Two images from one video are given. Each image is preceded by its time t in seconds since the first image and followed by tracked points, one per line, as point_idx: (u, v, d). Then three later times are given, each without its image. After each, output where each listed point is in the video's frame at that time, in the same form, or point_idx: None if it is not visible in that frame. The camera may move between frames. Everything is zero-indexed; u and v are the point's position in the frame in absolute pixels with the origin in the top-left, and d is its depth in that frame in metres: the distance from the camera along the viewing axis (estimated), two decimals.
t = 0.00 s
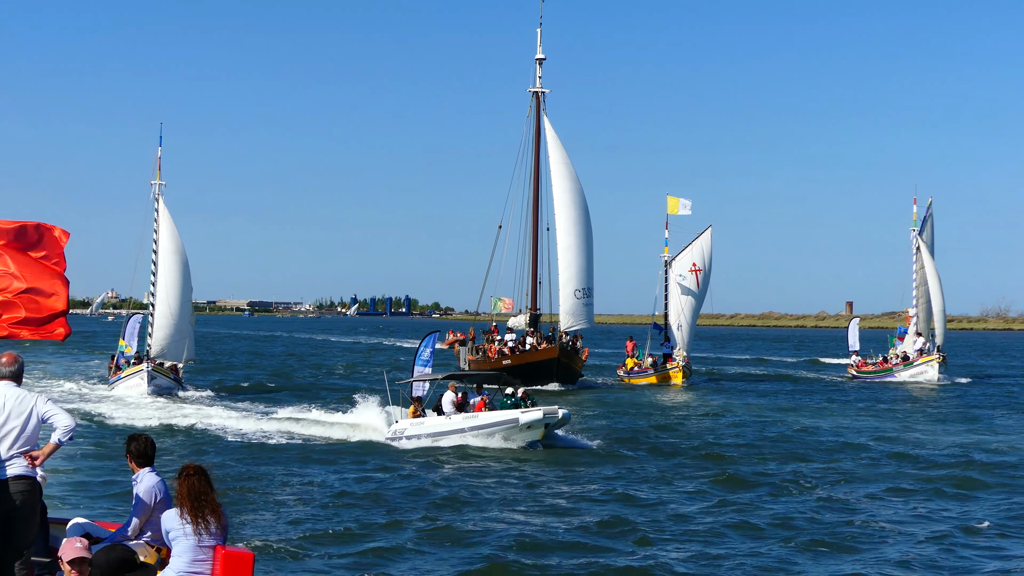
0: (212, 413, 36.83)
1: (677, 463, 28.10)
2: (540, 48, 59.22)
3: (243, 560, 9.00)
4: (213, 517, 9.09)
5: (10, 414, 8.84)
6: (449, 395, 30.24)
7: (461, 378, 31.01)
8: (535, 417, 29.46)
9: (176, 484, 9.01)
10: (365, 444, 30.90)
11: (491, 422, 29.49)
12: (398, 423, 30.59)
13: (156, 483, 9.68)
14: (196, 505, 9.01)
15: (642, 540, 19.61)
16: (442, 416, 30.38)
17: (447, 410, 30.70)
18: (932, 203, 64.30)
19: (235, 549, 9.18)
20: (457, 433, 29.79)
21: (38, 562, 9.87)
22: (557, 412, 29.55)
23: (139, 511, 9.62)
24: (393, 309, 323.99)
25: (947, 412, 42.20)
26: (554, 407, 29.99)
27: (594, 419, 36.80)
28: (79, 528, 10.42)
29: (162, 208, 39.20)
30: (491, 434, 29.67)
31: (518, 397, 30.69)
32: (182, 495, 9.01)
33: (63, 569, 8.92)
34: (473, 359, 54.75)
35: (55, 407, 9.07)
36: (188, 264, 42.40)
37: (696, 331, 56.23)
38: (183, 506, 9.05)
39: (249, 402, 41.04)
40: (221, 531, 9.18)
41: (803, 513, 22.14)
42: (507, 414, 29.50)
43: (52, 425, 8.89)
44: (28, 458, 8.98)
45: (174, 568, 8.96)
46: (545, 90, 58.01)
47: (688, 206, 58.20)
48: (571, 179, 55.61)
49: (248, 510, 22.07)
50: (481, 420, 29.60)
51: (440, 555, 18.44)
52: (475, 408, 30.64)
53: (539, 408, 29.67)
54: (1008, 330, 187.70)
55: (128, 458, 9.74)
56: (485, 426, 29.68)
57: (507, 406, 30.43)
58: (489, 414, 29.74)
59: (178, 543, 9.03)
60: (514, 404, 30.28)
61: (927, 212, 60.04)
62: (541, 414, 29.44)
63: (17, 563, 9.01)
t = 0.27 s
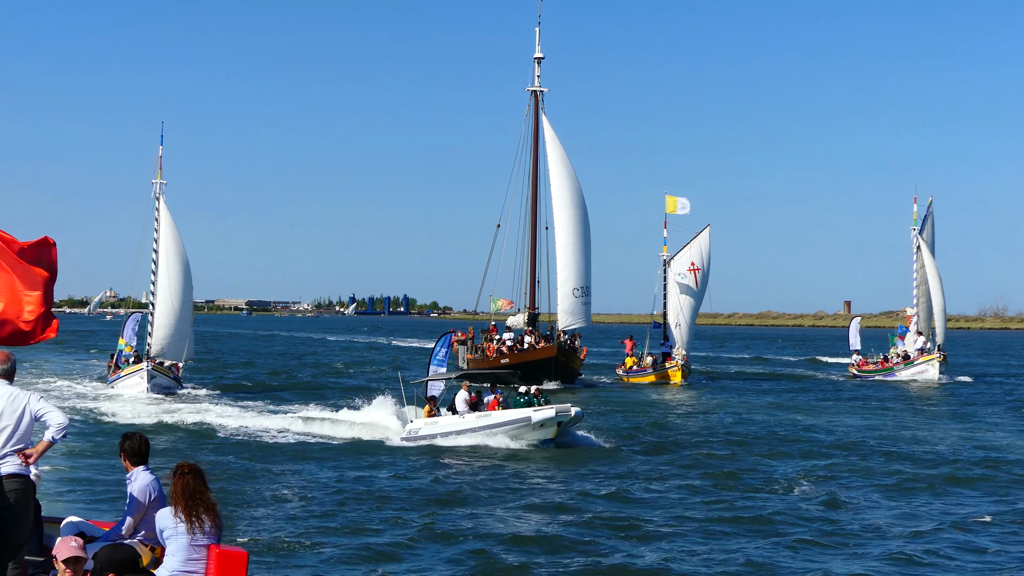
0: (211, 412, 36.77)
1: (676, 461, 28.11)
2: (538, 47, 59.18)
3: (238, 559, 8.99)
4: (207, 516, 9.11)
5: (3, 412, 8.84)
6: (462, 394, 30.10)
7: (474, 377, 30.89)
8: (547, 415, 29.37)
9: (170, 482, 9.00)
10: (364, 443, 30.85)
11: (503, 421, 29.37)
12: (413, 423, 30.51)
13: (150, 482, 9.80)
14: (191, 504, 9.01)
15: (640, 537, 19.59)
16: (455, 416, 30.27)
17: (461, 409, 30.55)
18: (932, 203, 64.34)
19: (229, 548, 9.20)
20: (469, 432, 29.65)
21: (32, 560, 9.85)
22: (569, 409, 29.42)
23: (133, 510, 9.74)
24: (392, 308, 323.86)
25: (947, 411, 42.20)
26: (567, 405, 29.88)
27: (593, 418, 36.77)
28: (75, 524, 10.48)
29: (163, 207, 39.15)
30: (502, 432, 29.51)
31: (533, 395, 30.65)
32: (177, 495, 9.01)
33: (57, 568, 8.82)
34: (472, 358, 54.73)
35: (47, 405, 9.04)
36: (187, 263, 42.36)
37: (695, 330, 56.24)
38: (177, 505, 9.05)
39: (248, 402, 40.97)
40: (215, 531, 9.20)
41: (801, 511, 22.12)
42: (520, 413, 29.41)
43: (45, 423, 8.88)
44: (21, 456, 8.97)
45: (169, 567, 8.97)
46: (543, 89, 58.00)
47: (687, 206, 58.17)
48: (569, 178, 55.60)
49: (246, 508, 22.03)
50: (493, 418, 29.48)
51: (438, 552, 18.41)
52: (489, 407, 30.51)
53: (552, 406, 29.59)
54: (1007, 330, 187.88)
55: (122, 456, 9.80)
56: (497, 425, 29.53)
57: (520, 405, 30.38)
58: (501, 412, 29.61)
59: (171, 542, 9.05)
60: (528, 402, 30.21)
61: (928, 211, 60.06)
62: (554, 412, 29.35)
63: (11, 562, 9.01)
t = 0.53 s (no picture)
0: (210, 412, 36.66)
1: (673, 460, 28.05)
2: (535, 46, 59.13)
3: (229, 559, 8.95)
4: (198, 516, 9.06)
5: None
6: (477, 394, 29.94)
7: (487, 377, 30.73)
8: (559, 414, 29.29)
9: (161, 482, 8.99)
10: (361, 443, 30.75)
11: (515, 420, 29.28)
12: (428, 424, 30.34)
13: (142, 482, 9.76)
14: (181, 505, 8.97)
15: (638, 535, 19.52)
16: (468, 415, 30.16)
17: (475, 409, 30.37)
18: (931, 202, 64.35)
19: (220, 548, 9.15)
20: (481, 432, 29.51)
21: (23, 561, 9.72)
22: (582, 408, 29.31)
23: (124, 510, 9.72)
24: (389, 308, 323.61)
25: (945, 410, 42.22)
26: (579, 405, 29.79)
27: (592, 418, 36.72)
28: (66, 526, 10.55)
29: (163, 207, 39.05)
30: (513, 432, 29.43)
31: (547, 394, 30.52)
32: (167, 496, 8.99)
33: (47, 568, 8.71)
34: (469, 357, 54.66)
35: (38, 405, 9.01)
36: (187, 263, 42.27)
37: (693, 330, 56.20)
38: (167, 506, 8.99)
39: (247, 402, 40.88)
40: (206, 530, 9.15)
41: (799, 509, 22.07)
42: (531, 412, 29.35)
43: (36, 424, 8.86)
44: (12, 456, 8.93)
45: (160, 568, 8.90)
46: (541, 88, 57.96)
47: (685, 205, 58.14)
48: (567, 177, 55.57)
49: (243, 507, 21.94)
50: (505, 418, 29.40)
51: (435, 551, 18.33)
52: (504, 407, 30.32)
53: (564, 405, 29.51)
54: (1003, 329, 188.14)
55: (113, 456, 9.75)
56: (509, 425, 29.45)
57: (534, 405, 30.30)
58: (514, 412, 29.53)
59: (163, 542, 8.99)
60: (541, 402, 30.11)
61: (927, 210, 60.08)
62: (566, 411, 29.28)
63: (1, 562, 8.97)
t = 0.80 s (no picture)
0: (207, 412, 36.59)
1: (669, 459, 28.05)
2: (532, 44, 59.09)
3: (219, 559, 8.88)
4: (188, 515, 9.04)
5: None
6: (489, 393, 29.75)
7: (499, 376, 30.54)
8: (570, 414, 29.08)
9: (150, 483, 9.03)
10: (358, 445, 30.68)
11: (526, 421, 29.02)
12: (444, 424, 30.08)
13: (133, 481, 9.74)
14: (170, 504, 8.98)
15: (633, 542, 19.52)
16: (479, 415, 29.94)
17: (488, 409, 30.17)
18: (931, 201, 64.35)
19: (212, 547, 9.11)
20: (492, 432, 29.25)
21: (15, 560, 9.62)
22: (593, 408, 29.17)
23: (116, 509, 9.70)
24: (386, 307, 323.43)
25: (943, 409, 42.23)
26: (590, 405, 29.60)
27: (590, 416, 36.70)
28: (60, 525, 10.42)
29: (161, 205, 38.95)
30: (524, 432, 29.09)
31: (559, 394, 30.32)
32: (156, 496, 9.01)
33: (36, 568, 8.69)
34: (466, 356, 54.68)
35: (28, 404, 9.06)
36: (185, 262, 42.18)
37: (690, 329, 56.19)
38: (156, 505, 8.98)
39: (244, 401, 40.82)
40: (197, 529, 9.12)
41: (795, 513, 22.08)
42: (542, 412, 29.14)
43: (25, 421, 8.93)
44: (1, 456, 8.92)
45: (151, 567, 8.89)
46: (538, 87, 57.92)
47: (682, 205, 58.14)
48: (564, 176, 55.57)
49: (237, 508, 21.91)
50: (516, 419, 29.14)
51: (430, 556, 18.31)
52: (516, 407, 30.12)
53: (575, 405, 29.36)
54: (1001, 327, 188.76)
55: (104, 456, 9.74)
56: (519, 425, 29.18)
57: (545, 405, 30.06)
58: (524, 412, 29.30)
59: (153, 542, 8.97)
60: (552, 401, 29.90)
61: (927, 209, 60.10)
62: (576, 411, 29.08)
63: None
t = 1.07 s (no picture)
0: (206, 412, 36.55)
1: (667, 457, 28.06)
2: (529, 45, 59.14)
3: (215, 558, 8.91)
4: (183, 514, 9.04)
5: None
6: (500, 394, 29.61)
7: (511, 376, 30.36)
8: (579, 415, 28.97)
9: (145, 483, 9.01)
10: (356, 445, 30.67)
11: (537, 421, 28.95)
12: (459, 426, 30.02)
13: (128, 481, 9.76)
14: (165, 504, 8.98)
15: (629, 541, 19.54)
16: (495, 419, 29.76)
17: (500, 410, 30.01)
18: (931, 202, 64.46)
19: (206, 547, 9.14)
20: (503, 433, 29.11)
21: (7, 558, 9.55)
22: (601, 409, 28.96)
23: (110, 508, 9.71)
24: (383, 307, 323.22)
25: (942, 409, 42.30)
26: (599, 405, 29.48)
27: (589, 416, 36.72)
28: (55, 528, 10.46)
29: (161, 205, 38.92)
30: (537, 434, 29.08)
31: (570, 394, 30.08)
32: (150, 495, 9.00)
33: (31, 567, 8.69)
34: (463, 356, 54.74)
35: (19, 402, 9.42)
36: (184, 262, 42.16)
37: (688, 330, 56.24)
38: (151, 504, 8.99)
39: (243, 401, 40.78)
40: (192, 528, 9.14)
41: (792, 512, 22.11)
42: (551, 413, 29.05)
43: (19, 419, 9.31)
44: None
45: (146, 566, 8.92)
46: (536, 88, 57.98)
47: (680, 205, 58.24)
48: (561, 176, 55.62)
49: (233, 508, 21.90)
50: (528, 420, 29.04)
51: (426, 555, 18.34)
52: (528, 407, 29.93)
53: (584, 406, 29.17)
54: (999, 328, 189.02)
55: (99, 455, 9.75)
56: (532, 426, 29.12)
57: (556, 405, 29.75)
58: (535, 413, 29.22)
59: (149, 542, 8.98)
60: (563, 401, 29.67)
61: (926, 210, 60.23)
62: (586, 412, 28.96)
63: None
